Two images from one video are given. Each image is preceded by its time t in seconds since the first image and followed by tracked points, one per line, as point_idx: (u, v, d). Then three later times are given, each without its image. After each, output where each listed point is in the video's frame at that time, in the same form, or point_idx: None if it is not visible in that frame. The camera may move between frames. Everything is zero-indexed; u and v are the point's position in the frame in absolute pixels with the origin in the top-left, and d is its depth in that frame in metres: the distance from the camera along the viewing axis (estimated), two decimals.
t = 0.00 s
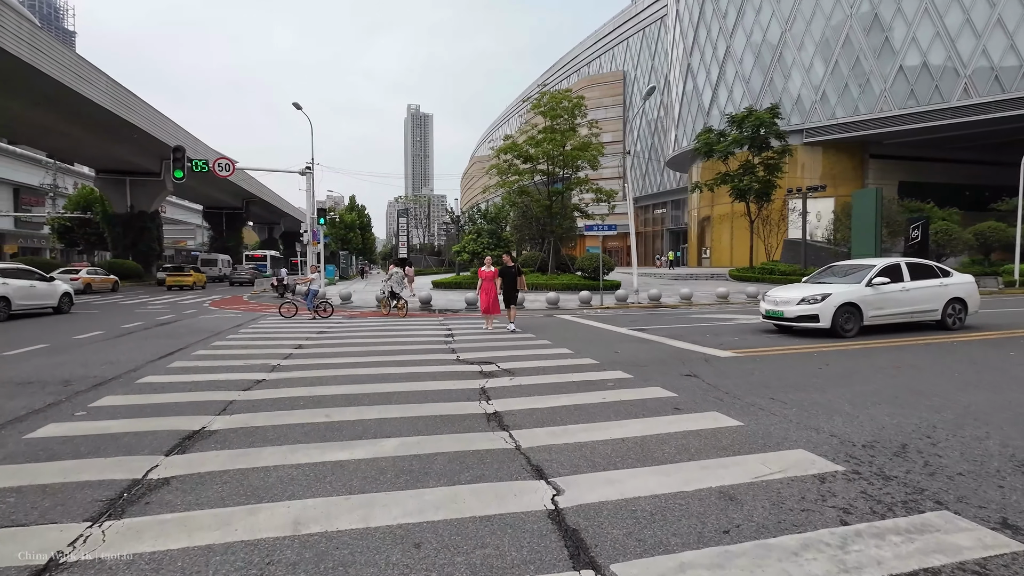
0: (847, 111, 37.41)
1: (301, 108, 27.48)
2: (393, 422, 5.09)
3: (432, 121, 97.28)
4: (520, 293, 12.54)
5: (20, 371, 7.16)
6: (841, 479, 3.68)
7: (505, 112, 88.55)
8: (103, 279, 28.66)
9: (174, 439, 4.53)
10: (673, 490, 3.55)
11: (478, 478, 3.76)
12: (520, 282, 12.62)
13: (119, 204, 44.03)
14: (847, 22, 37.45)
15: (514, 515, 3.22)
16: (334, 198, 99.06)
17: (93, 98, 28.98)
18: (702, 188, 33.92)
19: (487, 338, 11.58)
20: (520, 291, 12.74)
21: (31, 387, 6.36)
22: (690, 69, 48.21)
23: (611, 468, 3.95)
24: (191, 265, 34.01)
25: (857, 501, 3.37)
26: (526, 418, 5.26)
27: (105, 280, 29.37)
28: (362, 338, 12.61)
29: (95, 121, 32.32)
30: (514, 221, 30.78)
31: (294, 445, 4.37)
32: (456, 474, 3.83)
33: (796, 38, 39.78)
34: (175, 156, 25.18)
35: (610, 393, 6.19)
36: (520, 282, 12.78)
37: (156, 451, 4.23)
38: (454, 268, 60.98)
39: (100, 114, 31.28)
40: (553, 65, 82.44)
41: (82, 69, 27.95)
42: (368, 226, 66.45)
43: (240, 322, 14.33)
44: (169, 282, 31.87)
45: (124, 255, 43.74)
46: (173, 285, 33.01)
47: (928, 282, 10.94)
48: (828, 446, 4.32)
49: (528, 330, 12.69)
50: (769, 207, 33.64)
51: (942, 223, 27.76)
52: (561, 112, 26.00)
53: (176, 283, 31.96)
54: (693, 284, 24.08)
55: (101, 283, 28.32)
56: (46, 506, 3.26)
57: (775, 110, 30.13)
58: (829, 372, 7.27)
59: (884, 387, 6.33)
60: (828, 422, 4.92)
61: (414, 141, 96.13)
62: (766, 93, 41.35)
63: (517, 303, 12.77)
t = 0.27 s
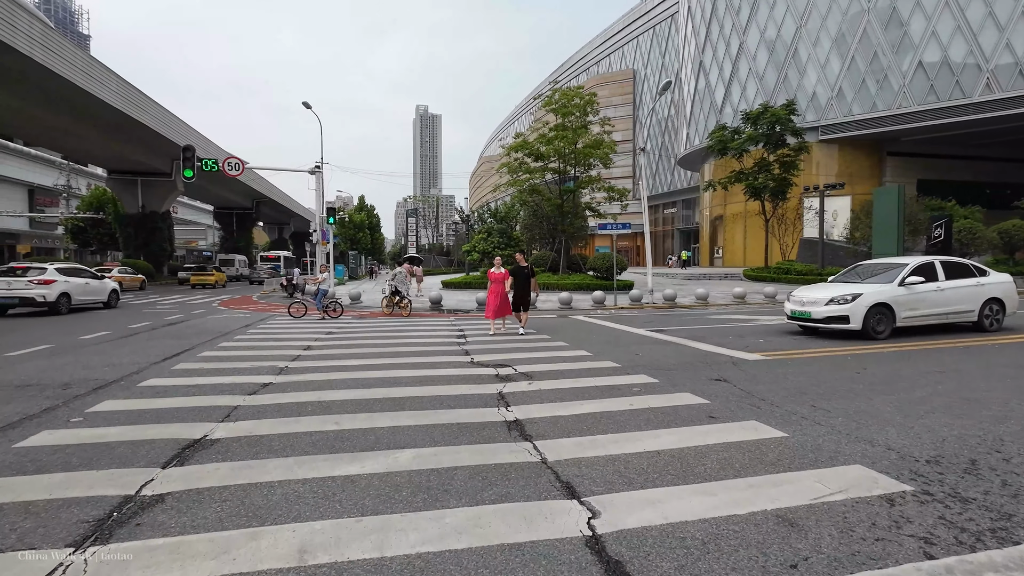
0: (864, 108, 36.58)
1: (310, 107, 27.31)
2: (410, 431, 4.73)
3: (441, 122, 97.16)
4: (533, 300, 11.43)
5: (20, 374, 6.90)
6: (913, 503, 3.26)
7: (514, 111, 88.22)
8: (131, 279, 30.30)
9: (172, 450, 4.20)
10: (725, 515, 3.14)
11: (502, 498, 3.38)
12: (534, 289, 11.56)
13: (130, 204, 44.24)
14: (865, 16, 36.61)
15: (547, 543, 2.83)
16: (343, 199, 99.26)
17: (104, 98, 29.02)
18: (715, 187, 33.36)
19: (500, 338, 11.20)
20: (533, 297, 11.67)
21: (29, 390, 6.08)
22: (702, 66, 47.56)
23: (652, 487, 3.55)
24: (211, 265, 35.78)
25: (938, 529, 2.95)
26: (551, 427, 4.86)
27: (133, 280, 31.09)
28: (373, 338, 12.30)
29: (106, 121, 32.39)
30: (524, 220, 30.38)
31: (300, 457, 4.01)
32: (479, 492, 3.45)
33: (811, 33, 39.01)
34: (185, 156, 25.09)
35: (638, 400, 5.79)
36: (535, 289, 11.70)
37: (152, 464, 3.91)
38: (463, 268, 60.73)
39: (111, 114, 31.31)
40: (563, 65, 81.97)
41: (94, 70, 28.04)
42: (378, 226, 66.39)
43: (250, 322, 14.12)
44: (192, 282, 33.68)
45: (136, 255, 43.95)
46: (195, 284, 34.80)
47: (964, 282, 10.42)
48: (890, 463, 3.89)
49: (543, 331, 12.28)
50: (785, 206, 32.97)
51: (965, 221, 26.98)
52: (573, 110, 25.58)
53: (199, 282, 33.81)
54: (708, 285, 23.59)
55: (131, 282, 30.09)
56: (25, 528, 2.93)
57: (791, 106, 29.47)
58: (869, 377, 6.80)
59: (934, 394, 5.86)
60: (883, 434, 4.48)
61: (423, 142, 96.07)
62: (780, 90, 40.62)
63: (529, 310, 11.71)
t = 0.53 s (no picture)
0: (885, 106, 35.65)
1: (322, 108, 27.15)
2: (428, 452, 4.34)
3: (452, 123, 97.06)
4: (550, 305, 10.27)
5: (22, 382, 6.64)
6: (1014, 550, 2.80)
7: (525, 112, 87.93)
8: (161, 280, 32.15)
9: (170, 474, 3.85)
10: (796, 562, 2.71)
11: (536, 538, 2.97)
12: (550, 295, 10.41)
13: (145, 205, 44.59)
14: (886, 11, 35.68)
15: None
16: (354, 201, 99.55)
17: (118, 100, 29.14)
18: (732, 187, 32.68)
19: (517, 343, 10.79)
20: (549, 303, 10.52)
21: (28, 400, 5.82)
22: (717, 64, 46.84)
23: (705, 524, 3.13)
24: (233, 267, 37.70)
25: None
26: (582, 448, 4.45)
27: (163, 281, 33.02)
28: (385, 342, 11.97)
29: (120, 123, 32.55)
30: (537, 221, 29.98)
31: (309, 484, 3.64)
32: (509, 530, 3.04)
33: (829, 30, 38.16)
34: (198, 157, 25.04)
35: (672, 415, 5.35)
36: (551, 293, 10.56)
37: (149, 490, 3.58)
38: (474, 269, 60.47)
39: (126, 116, 31.46)
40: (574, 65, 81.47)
41: (109, 72, 28.18)
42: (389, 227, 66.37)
43: (260, 325, 13.89)
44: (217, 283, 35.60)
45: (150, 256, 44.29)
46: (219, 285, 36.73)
47: (1008, 286, 9.84)
48: (974, 497, 3.42)
49: (560, 336, 11.85)
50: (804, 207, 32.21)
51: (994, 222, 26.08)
52: (587, 108, 25.13)
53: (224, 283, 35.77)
54: (727, 287, 22.99)
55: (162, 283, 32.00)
56: None
57: (811, 104, 28.73)
58: (920, 390, 6.28)
59: (998, 411, 5.35)
60: (956, 461, 4.00)
61: (434, 143, 96.07)
62: (797, 88, 39.80)
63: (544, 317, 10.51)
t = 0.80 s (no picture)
0: (908, 102, 34.69)
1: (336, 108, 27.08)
2: (453, 466, 3.97)
3: (463, 125, 97.01)
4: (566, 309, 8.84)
5: (30, 386, 6.45)
6: None
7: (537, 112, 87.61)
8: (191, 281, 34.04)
9: (178, 490, 3.55)
10: None
11: (582, 571, 2.62)
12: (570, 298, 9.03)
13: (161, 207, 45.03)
14: (910, 5, 34.69)
15: None
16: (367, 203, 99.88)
17: (134, 102, 29.34)
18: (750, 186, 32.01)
19: (536, 346, 10.41)
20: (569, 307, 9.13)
21: (32, 405, 5.58)
22: (733, 62, 46.08)
23: (775, 558, 2.74)
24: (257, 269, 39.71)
25: None
26: (620, 462, 4.07)
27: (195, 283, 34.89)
28: (400, 343, 11.69)
29: (137, 125, 32.81)
30: (551, 221, 29.59)
31: (325, 504, 3.32)
32: (551, 562, 2.69)
33: (850, 25, 37.26)
34: (212, 158, 25.06)
35: (714, 426, 4.94)
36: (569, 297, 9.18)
37: (151, 508, 3.28)
38: (486, 270, 60.20)
39: (142, 118, 31.69)
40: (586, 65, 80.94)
41: (125, 74, 28.38)
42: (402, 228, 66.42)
43: (274, 326, 13.70)
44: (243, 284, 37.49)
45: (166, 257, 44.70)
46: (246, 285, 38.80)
47: None
48: None
49: (580, 339, 11.44)
50: (825, 206, 31.40)
51: None
52: (603, 106, 24.69)
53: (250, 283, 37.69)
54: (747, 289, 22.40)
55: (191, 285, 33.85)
56: None
57: (834, 101, 27.97)
58: (978, 399, 5.81)
59: None
60: None
61: (445, 145, 96.12)
62: (817, 85, 38.93)
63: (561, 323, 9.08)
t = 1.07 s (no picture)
0: (928, 100, 33.91)
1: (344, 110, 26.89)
2: (474, 496, 3.60)
3: (471, 126, 96.82)
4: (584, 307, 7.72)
5: (27, 398, 6.17)
6: None
7: (545, 113, 87.31)
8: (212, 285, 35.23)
9: (171, 524, 3.19)
10: None
11: None
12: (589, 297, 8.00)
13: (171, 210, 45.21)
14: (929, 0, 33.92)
15: None
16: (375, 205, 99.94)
17: (145, 105, 29.37)
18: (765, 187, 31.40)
19: (552, 352, 10.03)
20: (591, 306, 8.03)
21: (27, 420, 5.29)
22: (746, 60, 45.43)
23: None
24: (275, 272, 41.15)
25: None
26: (658, 492, 3.67)
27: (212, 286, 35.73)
28: (411, 349, 11.35)
29: (147, 127, 32.88)
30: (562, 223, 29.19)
31: (333, 544, 2.95)
32: None
33: (867, 21, 36.52)
34: (221, 160, 24.94)
35: (756, 448, 4.52)
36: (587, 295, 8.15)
37: (139, 548, 2.93)
38: (495, 272, 59.88)
39: (153, 121, 31.74)
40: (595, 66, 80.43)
41: (136, 77, 28.43)
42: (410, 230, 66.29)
43: (283, 331, 13.45)
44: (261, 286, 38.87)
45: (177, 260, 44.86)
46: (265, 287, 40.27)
47: None
48: None
49: (597, 346, 11.04)
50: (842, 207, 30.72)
51: None
52: (615, 106, 24.26)
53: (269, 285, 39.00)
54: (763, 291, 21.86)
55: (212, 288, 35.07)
56: None
57: (852, 99, 27.28)
58: None
59: None
60: None
61: (453, 147, 95.98)
62: (833, 83, 38.21)
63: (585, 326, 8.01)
